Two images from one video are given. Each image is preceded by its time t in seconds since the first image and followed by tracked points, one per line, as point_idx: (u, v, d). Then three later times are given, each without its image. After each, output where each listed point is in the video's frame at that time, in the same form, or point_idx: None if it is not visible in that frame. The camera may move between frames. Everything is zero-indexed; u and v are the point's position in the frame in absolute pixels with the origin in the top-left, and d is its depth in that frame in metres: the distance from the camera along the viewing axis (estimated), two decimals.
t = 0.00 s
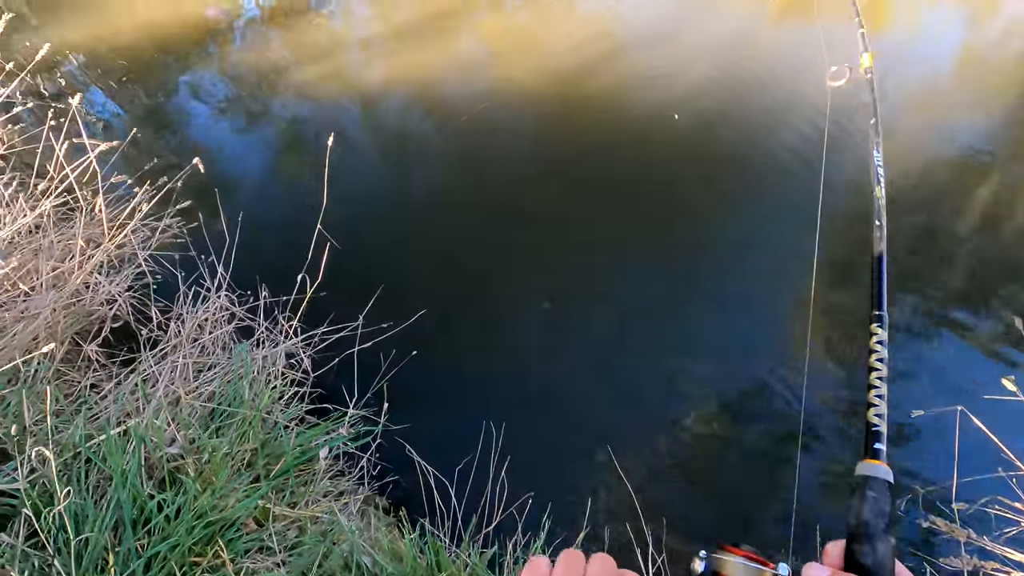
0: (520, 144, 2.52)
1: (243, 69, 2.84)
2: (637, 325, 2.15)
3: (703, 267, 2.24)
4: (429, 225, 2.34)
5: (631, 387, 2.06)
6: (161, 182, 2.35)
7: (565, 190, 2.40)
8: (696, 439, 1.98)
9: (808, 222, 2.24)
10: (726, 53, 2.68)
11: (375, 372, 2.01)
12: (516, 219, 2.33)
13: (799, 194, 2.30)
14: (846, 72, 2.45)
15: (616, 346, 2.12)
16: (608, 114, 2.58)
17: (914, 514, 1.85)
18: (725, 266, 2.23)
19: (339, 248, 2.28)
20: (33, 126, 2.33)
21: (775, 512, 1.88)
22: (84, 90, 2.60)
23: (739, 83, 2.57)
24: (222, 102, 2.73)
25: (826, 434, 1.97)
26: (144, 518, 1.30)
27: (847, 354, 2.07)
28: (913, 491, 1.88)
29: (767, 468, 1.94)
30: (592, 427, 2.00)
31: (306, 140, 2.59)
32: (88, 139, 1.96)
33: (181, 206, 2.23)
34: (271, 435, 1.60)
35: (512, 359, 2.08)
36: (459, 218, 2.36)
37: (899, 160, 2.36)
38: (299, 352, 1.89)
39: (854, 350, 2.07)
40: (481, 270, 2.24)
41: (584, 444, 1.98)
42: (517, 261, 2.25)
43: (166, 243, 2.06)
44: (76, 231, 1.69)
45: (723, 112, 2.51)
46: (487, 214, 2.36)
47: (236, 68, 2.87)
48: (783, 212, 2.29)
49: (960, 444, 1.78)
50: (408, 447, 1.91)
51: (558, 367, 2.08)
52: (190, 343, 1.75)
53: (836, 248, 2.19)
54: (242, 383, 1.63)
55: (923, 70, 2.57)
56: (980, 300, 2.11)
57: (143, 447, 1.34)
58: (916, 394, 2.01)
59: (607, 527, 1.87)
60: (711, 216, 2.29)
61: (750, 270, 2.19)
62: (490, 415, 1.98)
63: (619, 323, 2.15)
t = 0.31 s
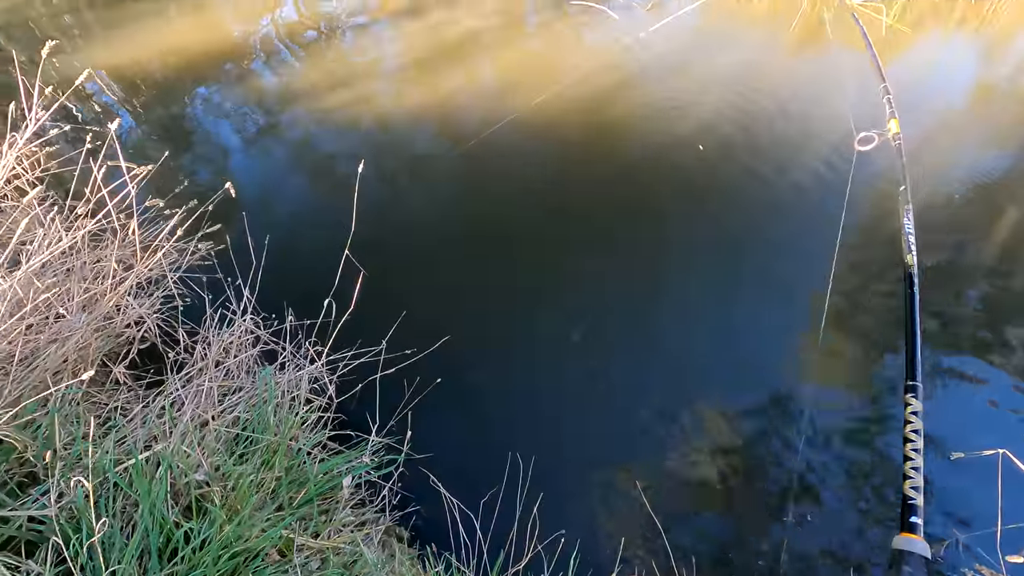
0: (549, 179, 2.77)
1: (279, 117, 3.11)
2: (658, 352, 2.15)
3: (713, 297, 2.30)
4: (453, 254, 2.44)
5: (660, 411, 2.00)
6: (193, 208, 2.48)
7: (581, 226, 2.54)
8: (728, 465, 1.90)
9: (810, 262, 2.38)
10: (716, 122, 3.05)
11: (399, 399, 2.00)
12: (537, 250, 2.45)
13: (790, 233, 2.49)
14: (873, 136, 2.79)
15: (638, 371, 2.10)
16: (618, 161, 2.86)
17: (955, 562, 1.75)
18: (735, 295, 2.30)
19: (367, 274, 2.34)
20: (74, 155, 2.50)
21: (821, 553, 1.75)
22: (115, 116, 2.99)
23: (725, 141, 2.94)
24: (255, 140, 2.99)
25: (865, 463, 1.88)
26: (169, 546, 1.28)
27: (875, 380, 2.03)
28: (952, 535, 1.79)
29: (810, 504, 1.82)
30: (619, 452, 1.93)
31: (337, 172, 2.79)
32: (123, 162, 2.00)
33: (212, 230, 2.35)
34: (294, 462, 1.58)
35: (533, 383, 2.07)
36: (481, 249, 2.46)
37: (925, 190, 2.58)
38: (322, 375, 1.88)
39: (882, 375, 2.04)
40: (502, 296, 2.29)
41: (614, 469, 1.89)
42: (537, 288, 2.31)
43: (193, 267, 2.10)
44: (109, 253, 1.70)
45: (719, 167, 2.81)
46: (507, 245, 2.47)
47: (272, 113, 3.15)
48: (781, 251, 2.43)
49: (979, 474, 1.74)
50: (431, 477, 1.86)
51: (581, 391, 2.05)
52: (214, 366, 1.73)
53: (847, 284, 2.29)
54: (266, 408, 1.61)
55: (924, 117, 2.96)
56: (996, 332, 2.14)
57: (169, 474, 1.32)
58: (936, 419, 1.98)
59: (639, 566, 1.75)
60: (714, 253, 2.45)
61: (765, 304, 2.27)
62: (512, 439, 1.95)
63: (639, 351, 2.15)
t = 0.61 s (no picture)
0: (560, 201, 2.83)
1: (294, 139, 3.18)
2: (669, 373, 2.16)
3: (721, 319, 2.32)
4: (465, 275, 2.48)
5: (671, 431, 2.02)
6: (215, 233, 2.57)
7: (591, 248, 2.59)
8: (741, 487, 1.89)
9: (815, 284, 2.41)
10: (723, 146, 3.10)
11: (411, 420, 2.01)
12: (547, 271, 2.50)
13: (800, 258, 2.52)
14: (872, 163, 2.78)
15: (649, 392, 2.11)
16: (627, 184, 2.92)
17: None
18: (743, 317, 2.33)
19: (381, 296, 2.38)
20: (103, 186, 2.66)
21: None
22: (124, 128, 3.21)
23: (733, 165, 2.98)
24: (269, 162, 3.07)
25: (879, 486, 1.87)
26: (187, 566, 1.29)
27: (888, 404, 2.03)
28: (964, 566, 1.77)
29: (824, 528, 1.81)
30: (632, 473, 1.93)
31: (351, 193, 2.85)
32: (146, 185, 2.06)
33: (230, 253, 2.41)
34: (309, 483, 1.60)
35: (545, 402, 2.08)
36: (493, 270, 2.51)
37: (931, 215, 2.62)
38: (336, 395, 1.91)
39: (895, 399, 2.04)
40: (513, 318, 2.32)
41: (626, 491, 1.90)
42: (547, 309, 2.35)
43: (211, 288, 2.15)
44: (131, 274, 1.74)
45: (727, 192, 2.84)
46: (519, 268, 2.52)
47: (287, 137, 3.22)
48: (789, 275, 2.46)
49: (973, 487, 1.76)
50: (443, 498, 1.87)
51: (593, 411, 2.07)
52: (231, 386, 1.76)
53: (855, 308, 2.31)
54: (282, 427, 1.63)
55: (931, 139, 3.04)
56: (1006, 355, 2.15)
57: (189, 493, 1.34)
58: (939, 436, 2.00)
59: None
60: (721, 274, 2.48)
61: (773, 326, 2.29)
62: (525, 459, 1.96)
63: (649, 371, 2.17)
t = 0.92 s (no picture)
0: (558, 222, 2.86)
1: (294, 162, 3.22)
2: (668, 393, 2.18)
3: (718, 340, 2.34)
4: (465, 296, 2.50)
5: (672, 452, 2.02)
6: (217, 257, 2.59)
7: (589, 269, 2.62)
8: (743, 507, 1.88)
9: (810, 305, 2.45)
10: (719, 167, 3.15)
11: (411, 442, 2.01)
12: (546, 292, 2.52)
13: (796, 278, 2.56)
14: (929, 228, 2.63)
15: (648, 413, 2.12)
16: (625, 205, 2.96)
17: None
18: (740, 338, 2.35)
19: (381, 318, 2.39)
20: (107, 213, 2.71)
21: None
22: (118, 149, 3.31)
23: (728, 187, 3.03)
24: (269, 184, 3.10)
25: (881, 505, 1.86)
26: None
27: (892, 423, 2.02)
28: None
29: (830, 548, 1.79)
30: (633, 494, 1.93)
31: (351, 216, 2.88)
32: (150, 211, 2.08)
33: (231, 276, 2.43)
34: (308, 507, 1.59)
35: (544, 424, 2.09)
36: (492, 291, 2.53)
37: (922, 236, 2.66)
38: (336, 418, 1.90)
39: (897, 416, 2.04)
40: (511, 340, 2.34)
41: (628, 512, 1.89)
42: (547, 330, 2.37)
43: (212, 311, 2.16)
44: (134, 298, 1.75)
45: (721, 212, 2.88)
46: (518, 288, 2.54)
47: (290, 159, 3.26)
48: (784, 296, 2.49)
49: (984, 503, 1.72)
50: (443, 522, 1.85)
51: (594, 432, 2.07)
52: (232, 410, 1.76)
53: (850, 329, 2.34)
54: (282, 451, 1.62)
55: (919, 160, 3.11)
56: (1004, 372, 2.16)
57: (189, 519, 1.33)
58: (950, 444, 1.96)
59: None
60: (717, 295, 2.51)
61: (770, 348, 2.31)
62: (525, 481, 1.96)
63: (647, 393, 2.18)
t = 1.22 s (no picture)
0: (548, 233, 2.87)
1: (284, 176, 3.22)
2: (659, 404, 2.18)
3: (708, 350, 2.35)
4: (456, 309, 2.50)
5: (663, 463, 2.01)
6: (206, 272, 2.58)
7: (577, 282, 2.62)
8: (735, 519, 1.88)
9: (797, 315, 2.46)
10: (707, 178, 3.18)
11: (400, 458, 1.99)
12: (537, 303, 2.52)
13: (784, 288, 2.57)
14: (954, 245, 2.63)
15: (639, 424, 2.12)
16: (615, 216, 2.97)
17: None
18: (730, 348, 2.36)
19: (369, 332, 2.38)
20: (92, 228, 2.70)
21: None
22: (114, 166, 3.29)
23: (716, 198, 3.06)
24: (258, 198, 3.09)
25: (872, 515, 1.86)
26: None
27: (880, 433, 2.04)
28: None
29: (822, 559, 1.78)
30: (624, 507, 1.92)
31: (341, 230, 2.88)
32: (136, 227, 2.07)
33: (219, 291, 2.42)
34: (295, 526, 1.56)
35: (537, 437, 2.08)
36: (483, 303, 2.53)
37: (906, 247, 2.70)
38: (324, 435, 1.89)
39: (885, 426, 2.05)
40: (501, 352, 2.33)
41: (620, 526, 1.88)
42: (539, 342, 2.37)
43: (199, 327, 2.14)
44: (119, 316, 1.73)
45: (710, 222, 2.91)
46: (509, 301, 2.54)
47: (280, 173, 3.26)
48: (773, 306, 2.50)
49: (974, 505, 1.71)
50: (433, 538, 1.83)
51: (586, 444, 2.07)
52: (219, 428, 1.74)
53: (839, 339, 2.35)
54: (269, 469, 1.61)
55: (901, 172, 3.18)
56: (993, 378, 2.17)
57: (173, 540, 1.31)
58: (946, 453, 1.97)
59: None
60: (706, 305, 2.52)
61: (759, 357, 2.32)
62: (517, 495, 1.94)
63: (638, 404, 2.18)
